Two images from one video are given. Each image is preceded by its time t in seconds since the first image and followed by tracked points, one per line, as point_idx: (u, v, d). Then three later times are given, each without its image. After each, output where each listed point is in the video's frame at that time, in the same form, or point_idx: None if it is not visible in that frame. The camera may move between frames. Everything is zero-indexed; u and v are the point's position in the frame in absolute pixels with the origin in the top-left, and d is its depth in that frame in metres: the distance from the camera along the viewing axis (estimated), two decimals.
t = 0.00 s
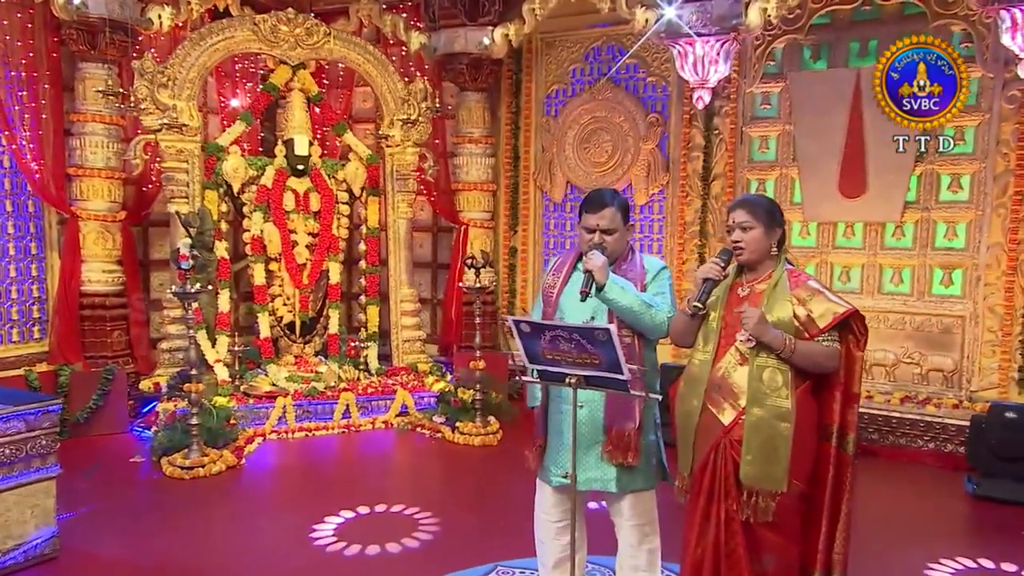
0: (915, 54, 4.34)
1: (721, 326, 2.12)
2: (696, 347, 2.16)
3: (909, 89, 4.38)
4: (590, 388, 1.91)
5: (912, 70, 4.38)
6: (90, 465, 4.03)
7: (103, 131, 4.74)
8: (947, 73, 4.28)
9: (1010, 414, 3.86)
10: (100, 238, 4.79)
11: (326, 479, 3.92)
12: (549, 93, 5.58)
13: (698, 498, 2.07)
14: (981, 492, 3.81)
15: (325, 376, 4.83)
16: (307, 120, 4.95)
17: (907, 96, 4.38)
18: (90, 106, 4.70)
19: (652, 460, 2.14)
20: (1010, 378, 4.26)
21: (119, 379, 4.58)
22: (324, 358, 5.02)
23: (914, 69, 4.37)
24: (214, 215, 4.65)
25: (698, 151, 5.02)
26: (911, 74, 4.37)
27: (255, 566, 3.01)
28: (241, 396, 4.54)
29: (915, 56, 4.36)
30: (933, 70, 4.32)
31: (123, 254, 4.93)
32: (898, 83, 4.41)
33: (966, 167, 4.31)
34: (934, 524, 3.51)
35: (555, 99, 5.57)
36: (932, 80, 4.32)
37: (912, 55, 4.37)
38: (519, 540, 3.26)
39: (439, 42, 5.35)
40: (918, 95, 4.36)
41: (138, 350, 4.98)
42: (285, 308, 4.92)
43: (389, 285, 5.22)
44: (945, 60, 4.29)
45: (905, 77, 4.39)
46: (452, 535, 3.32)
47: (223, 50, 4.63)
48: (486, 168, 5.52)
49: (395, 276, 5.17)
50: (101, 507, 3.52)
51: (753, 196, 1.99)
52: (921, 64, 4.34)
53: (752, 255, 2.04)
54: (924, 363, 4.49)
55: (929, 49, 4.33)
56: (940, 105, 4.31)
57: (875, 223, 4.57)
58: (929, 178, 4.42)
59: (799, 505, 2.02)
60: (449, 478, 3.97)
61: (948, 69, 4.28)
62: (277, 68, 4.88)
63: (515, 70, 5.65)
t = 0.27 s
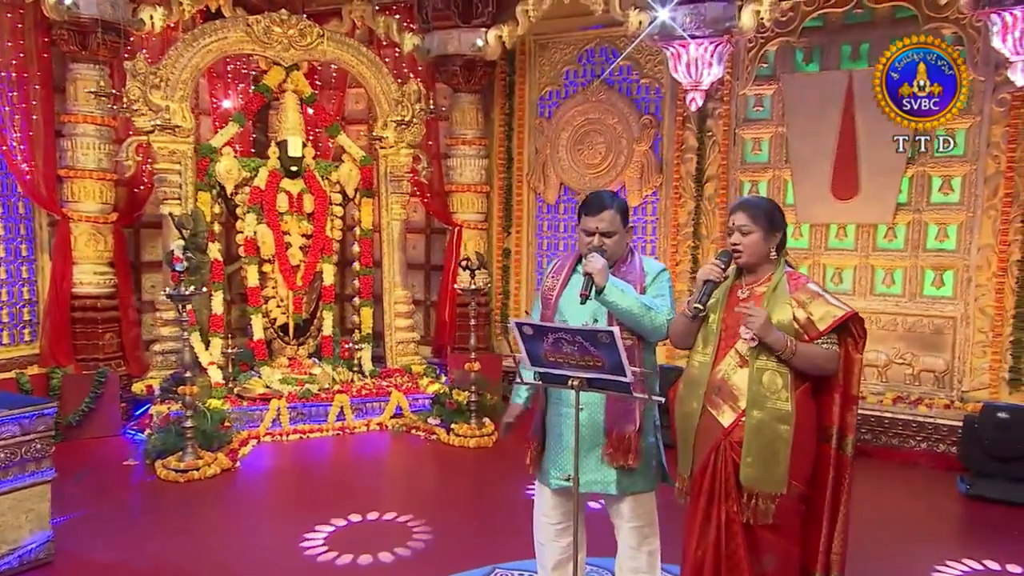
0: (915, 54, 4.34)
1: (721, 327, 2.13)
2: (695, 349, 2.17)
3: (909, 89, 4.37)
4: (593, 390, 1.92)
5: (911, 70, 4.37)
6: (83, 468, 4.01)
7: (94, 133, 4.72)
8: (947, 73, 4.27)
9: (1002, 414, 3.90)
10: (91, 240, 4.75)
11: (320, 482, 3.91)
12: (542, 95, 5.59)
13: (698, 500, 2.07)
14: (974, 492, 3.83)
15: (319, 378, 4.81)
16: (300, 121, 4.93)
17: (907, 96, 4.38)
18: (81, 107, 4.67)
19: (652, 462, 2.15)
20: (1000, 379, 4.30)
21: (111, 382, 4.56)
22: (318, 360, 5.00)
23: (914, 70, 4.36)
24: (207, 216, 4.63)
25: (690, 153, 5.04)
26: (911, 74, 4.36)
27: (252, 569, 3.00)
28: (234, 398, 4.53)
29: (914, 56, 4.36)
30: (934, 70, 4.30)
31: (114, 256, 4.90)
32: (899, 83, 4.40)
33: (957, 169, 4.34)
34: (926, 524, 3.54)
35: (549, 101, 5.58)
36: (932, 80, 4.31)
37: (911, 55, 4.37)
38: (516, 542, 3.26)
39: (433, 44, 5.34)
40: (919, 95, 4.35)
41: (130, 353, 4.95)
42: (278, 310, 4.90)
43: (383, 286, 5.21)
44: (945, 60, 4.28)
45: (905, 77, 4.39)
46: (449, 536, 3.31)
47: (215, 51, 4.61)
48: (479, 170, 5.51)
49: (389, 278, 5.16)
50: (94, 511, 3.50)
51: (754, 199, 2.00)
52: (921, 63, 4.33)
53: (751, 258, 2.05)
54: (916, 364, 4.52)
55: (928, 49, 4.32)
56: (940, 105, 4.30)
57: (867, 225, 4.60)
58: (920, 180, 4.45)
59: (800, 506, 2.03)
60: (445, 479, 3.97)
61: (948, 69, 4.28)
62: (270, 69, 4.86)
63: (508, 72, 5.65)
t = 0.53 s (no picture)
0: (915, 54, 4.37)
1: (722, 327, 2.17)
2: (697, 349, 2.21)
3: (909, 89, 4.40)
4: (598, 390, 1.95)
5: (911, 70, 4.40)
6: (80, 469, 4.02)
7: (90, 133, 4.72)
8: (947, 73, 4.31)
9: (993, 412, 3.95)
10: (87, 241, 4.75)
11: (318, 482, 3.92)
12: (536, 96, 5.62)
13: (700, 498, 2.11)
14: (966, 488, 3.88)
15: (316, 378, 4.83)
16: (296, 122, 4.95)
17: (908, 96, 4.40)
18: (77, 107, 4.67)
19: (654, 461, 2.19)
20: (989, 377, 4.36)
21: (107, 383, 4.58)
22: (314, 360, 5.02)
23: (914, 69, 4.39)
24: (204, 217, 4.64)
25: (684, 154, 5.09)
26: (911, 74, 4.40)
27: (253, 568, 3.02)
28: (231, 398, 4.54)
29: (914, 56, 4.39)
30: (934, 70, 4.34)
31: (110, 257, 4.91)
32: (899, 83, 4.43)
33: (946, 170, 4.41)
34: (917, 520, 3.60)
35: (543, 103, 5.62)
36: (932, 80, 4.35)
37: (911, 55, 4.40)
38: (514, 541, 3.29)
39: (428, 45, 5.37)
40: (918, 95, 4.38)
41: (125, 353, 4.95)
42: (275, 310, 4.92)
43: (379, 286, 5.24)
44: (946, 60, 4.32)
45: (905, 77, 4.42)
46: (447, 535, 3.34)
47: (212, 52, 4.62)
48: (474, 170, 5.54)
49: (385, 278, 5.18)
50: (93, 511, 3.51)
51: (756, 200, 2.04)
52: (921, 64, 4.36)
53: (752, 258, 2.09)
54: (907, 362, 4.58)
55: (928, 49, 4.35)
56: (940, 105, 4.34)
57: (858, 225, 4.65)
58: (910, 181, 4.51)
59: (799, 504, 2.07)
60: (442, 478, 4.00)
61: (948, 69, 4.31)
62: (266, 71, 4.88)
63: (503, 73, 5.68)
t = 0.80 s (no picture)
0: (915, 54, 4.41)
1: (725, 325, 2.23)
2: (700, 347, 2.27)
3: (909, 89, 4.45)
4: (604, 387, 2.00)
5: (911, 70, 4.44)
6: (82, 467, 4.05)
7: (89, 133, 4.74)
8: (947, 73, 4.36)
9: (985, 408, 4.02)
10: (86, 240, 4.78)
11: (317, 479, 3.96)
12: (532, 97, 5.68)
13: (704, 494, 2.17)
14: (957, 483, 3.97)
15: (315, 376, 4.87)
16: (294, 122, 4.99)
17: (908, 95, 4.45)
18: (76, 108, 4.70)
19: (656, 457, 2.24)
20: (979, 374, 4.44)
21: (108, 382, 4.59)
22: (313, 358, 5.06)
23: (914, 69, 4.43)
24: (203, 216, 4.68)
25: (678, 154, 5.15)
26: (911, 74, 4.44)
27: (256, 565, 3.07)
28: (232, 396, 4.58)
29: (914, 56, 4.44)
30: (934, 70, 4.39)
31: (109, 256, 4.93)
32: (899, 83, 4.48)
33: (937, 171, 4.48)
34: (910, 515, 3.67)
35: (539, 103, 5.67)
36: (932, 80, 4.39)
37: (911, 55, 4.44)
38: (513, 537, 3.35)
39: (425, 46, 5.41)
40: (918, 95, 4.43)
41: (124, 352, 4.97)
42: (274, 309, 4.95)
43: (377, 285, 5.28)
44: (946, 60, 4.36)
45: (905, 77, 4.46)
46: (447, 532, 3.39)
47: (211, 53, 4.65)
48: (471, 170, 5.58)
49: (383, 277, 5.23)
50: (96, 510, 3.54)
51: (759, 200, 2.09)
52: (921, 64, 4.41)
53: (755, 257, 2.14)
54: (899, 360, 4.65)
55: (928, 49, 4.40)
56: (940, 105, 4.39)
57: (851, 224, 4.73)
58: (901, 181, 4.58)
59: (801, 500, 2.13)
60: (442, 476, 4.05)
61: (948, 69, 4.36)
62: (265, 71, 4.91)
63: (499, 74, 5.72)
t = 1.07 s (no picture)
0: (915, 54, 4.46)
1: (728, 322, 2.29)
2: (703, 345, 2.32)
3: (909, 89, 4.50)
4: (611, 384, 2.06)
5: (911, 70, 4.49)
6: (86, 464, 4.09)
7: (91, 133, 4.78)
8: (947, 73, 4.40)
9: (977, 404, 4.11)
10: (88, 239, 4.82)
11: (318, 476, 4.01)
12: (530, 97, 5.73)
13: (708, 489, 2.22)
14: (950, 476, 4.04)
15: (316, 374, 4.92)
16: (295, 122, 5.03)
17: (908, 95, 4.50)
18: (78, 108, 4.73)
19: (659, 453, 2.30)
20: (970, 370, 4.52)
21: (111, 379, 4.66)
22: (314, 356, 5.11)
23: (914, 69, 4.49)
24: (205, 216, 4.73)
25: (674, 154, 5.22)
26: (911, 74, 4.49)
27: (261, 562, 3.12)
28: (234, 394, 4.63)
29: (914, 56, 4.49)
30: (933, 70, 4.44)
31: (110, 256, 4.97)
32: (899, 83, 4.53)
33: (929, 171, 4.55)
34: (902, 509, 3.74)
35: (536, 104, 5.72)
36: (932, 80, 4.44)
37: (911, 55, 4.50)
38: (514, 533, 3.41)
39: (423, 47, 5.46)
40: (919, 95, 4.48)
41: (126, 350, 5.01)
42: (275, 308, 5.00)
43: (376, 284, 5.33)
44: (945, 60, 4.41)
45: (905, 77, 4.51)
46: (448, 528, 3.45)
47: (212, 53, 4.70)
48: (469, 170, 5.64)
49: (383, 276, 5.28)
50: (101, 506, 3.59)
51: (762, 198, 2.16)
52: (921, 64, 4.46)
53: (758, 254, 2.20)
54: (892, 357, 4.73)
55: (928, 49, 4.45)
56: (940, 105, 4.43)
57: (844, 224, 4.80)
58: (894, 181, 4.65)
59: (803, 494, 2.18)
60: (442, 473, 4.10)
61: (948, 69, 4.40)
62: (266, 72, 4.95)
63: (497, 75, 5.78)
